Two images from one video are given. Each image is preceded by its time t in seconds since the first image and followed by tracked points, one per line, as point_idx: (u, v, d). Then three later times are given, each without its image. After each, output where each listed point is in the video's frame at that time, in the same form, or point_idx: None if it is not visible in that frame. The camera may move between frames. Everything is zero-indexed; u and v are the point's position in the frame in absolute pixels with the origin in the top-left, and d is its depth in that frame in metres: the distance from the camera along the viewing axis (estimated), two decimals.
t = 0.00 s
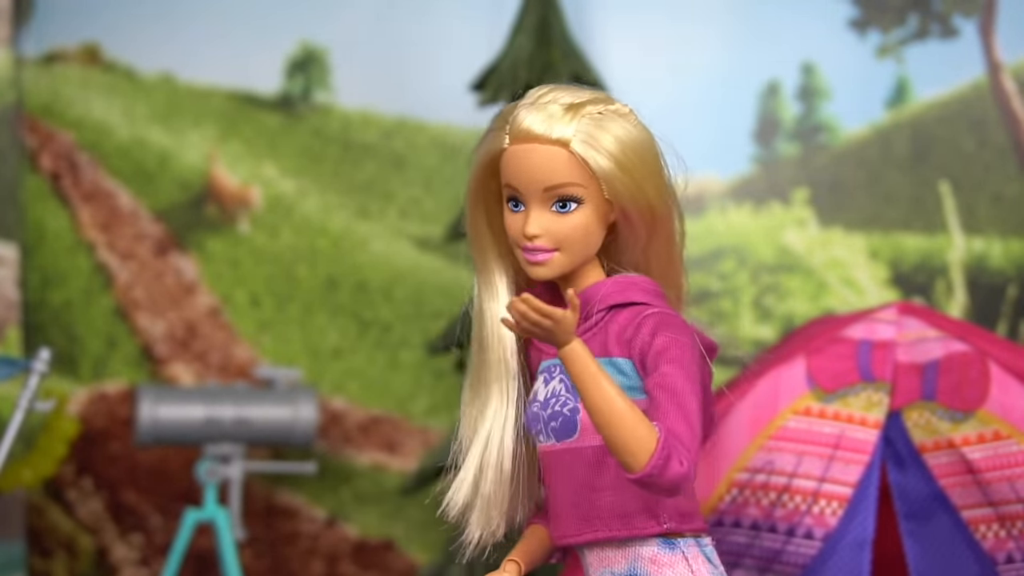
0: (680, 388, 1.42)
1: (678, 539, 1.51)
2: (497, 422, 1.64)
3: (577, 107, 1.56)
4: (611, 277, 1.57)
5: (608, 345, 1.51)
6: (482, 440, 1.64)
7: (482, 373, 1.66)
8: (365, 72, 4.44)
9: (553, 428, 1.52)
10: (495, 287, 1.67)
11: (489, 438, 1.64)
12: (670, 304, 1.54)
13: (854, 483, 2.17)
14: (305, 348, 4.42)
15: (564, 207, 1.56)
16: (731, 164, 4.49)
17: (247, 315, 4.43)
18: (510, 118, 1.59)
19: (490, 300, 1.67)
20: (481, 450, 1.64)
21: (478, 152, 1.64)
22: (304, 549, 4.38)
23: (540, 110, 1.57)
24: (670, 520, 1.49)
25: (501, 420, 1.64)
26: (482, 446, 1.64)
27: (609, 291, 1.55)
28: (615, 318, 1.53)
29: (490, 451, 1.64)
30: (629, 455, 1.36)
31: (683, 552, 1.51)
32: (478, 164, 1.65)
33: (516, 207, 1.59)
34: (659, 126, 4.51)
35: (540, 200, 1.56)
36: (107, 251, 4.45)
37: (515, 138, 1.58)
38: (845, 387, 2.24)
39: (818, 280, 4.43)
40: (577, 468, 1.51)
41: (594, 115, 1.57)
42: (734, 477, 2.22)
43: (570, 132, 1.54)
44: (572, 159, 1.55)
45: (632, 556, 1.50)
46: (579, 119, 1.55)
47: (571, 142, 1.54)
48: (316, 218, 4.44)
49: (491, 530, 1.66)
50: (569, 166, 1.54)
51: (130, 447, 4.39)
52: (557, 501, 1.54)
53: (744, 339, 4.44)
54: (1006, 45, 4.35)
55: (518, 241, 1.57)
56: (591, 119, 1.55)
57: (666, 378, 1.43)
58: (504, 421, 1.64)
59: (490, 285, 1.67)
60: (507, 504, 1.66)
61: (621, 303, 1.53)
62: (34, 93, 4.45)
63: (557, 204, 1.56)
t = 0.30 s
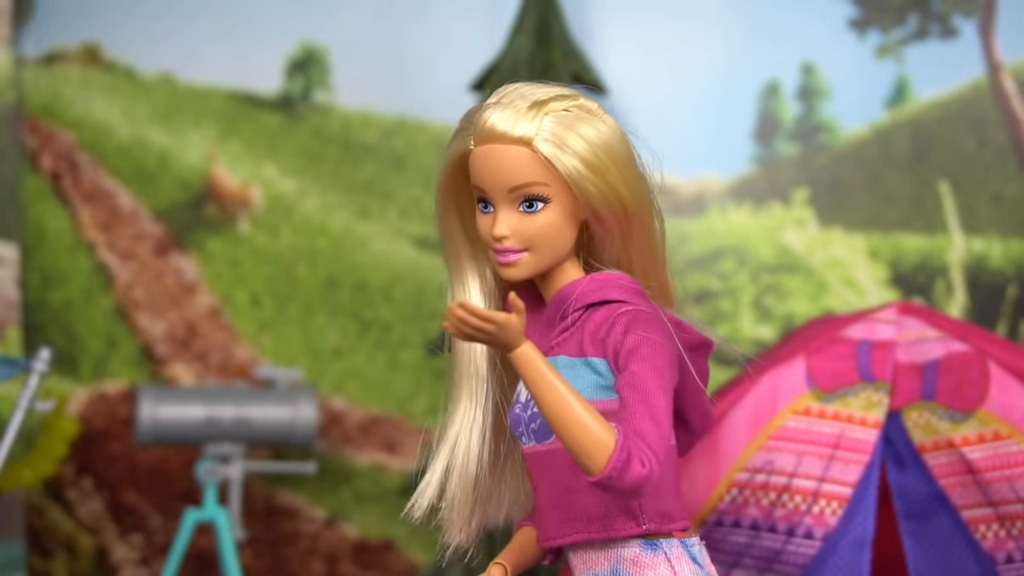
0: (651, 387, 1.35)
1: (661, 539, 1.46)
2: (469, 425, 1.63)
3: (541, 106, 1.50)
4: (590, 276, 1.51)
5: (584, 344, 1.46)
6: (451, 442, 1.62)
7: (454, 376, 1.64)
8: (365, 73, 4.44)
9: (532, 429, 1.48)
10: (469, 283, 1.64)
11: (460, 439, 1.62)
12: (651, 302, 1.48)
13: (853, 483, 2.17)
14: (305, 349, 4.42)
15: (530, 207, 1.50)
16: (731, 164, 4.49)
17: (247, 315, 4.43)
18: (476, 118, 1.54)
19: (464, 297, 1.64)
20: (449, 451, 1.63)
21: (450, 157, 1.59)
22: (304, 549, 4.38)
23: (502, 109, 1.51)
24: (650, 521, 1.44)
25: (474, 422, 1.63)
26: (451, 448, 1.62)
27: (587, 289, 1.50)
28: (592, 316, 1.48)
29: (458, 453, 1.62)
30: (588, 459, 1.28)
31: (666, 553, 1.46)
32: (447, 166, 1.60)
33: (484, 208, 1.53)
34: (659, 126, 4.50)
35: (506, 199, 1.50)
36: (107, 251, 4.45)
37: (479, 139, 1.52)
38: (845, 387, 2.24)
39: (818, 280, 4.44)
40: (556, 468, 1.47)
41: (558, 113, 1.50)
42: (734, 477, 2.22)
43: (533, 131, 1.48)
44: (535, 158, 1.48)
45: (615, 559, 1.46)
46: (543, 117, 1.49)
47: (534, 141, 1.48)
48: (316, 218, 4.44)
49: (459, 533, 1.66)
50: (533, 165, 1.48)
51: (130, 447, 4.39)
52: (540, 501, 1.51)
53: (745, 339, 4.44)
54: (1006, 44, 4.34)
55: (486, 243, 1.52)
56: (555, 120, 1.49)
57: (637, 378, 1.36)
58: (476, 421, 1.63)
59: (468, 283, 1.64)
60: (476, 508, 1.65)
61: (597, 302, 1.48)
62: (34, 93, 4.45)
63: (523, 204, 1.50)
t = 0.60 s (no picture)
0: (646, 387, 1.36)
1: (656, 540, 1.45)
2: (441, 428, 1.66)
3: (537, 103, 1.50)
4: (586, 275, 1.51)
5: (580, 342, 1.46)
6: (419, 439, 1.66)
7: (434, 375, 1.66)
8: (365, 73, 4.44)
9: (529, 429, 1.48)
10: (453, 277, 1.64)
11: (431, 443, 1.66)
12: (648, 303, 1.48)
13: (853, 483, 2.17)
14: (305, 348, 4.42)
15: (527, 205, 1.50)
16: (732, 164, 4.50)
17: (247, 315, 4.43)
18: (473, 115, 1.53)
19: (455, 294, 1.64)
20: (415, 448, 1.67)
21: (445, 157, 1.59)
22: (304, 549, 4.38)
23: (499, 105, 1.51)
24: (646, 522, 1.43)
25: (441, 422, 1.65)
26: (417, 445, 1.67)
27: (584, 288, 1.49)
28: (588, 315, 1.48)
29: (425, 445, 1.66)
30: (581, 459, 1.29)
31: (662, 554, 1.45)
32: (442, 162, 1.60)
33: (481, 206, 1.53)
34: (659, 125, 4.50)
35: (502, 197, 1.49)
36: (107, 251, 4.45)
37: (476, 135, 1.52)
38: (845, 387, 2.24)
39: (818, 280, 4.45)
40: (552, 470, 1.45)
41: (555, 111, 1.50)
42: (734, 477, 2.22)
43: (529, 129, 1.48)
44: (530, 154, 1.48)
45: (610, 560, 1.45)
46: (538, 115, 1.49)
47: (530, 138, 1.48)
48: (316, 218, 4.44)
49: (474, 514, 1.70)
50: (529, 162, 1.48)
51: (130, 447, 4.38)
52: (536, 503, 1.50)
53: (745, 339, 4.45)
54: (1005, 44, 4.35)
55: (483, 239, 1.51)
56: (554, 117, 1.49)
57: (632, 377, 1.37)
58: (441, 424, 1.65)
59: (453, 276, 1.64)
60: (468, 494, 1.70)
61: (596, 301, 1.48)
62: (34, 93, 4.44)
63: (520, 202, 1.50)
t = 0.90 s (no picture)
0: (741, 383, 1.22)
1: (697, 528, 1.27)
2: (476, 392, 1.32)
3: (630, 94, 1.27)
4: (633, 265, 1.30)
5: (642, 334, 1.25)
6: (430, 408, 1.32)
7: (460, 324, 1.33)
8: (367, 73, 4.48)
9: (578, 417, 1.23)
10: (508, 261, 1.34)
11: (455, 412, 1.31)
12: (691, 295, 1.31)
13: (853, 483, 2.17)
14: (303, 347, 4.41)
15: (612, 194, 1.28)
16: (732, 164, 4.53)
17: (247, 315, 4.43)
18: (553, 98, 1.29)
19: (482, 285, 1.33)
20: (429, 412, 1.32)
21: (523, 131, 1.30)
22: (304, 549, 4.38)
23: (587, 95, 1.27)
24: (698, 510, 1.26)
25: (468, 394, 1.32)
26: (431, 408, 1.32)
27: (640, 279, 1.28)
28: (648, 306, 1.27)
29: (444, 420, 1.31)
30: (727, 446, 1.20)
31: (702, 539, 1.27)
32: (506, 142, 1.32)
33: (558, 189, 1.29)
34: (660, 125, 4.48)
35: (590, 183, 1.27)
36: (107, 251, 4.43)
37: (563, 120, 1.27)
38: (845, 387, 2.25)
39: (818, 280, 4.49)
40: (607, 457, 1.23)
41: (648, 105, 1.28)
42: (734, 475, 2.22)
43: (627, 121, 1.26)
44: (626, 145, 1.27)
45: (654, 546, 1.24)
46: (634, 106, 1.27)
47: (630, 130, 1.26)
48: (315, 219, 4.46)
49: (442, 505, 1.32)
50: (625, 151, 1.26)
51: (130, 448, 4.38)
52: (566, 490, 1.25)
53: (745, 340, 4.45)
54: (1006, 44, 4.48)
55: (559, 226, 1.28)
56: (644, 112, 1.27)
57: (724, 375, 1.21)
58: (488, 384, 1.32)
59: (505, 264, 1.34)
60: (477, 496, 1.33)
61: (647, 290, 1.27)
62: (34, 92, 4.39)
63: (605, 190, 1.28)
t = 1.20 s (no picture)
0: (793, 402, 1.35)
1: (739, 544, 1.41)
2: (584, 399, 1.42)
3: (726, 131, 1.46)
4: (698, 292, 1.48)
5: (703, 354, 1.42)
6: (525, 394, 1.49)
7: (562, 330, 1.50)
8: (365, 73, 4.48)
9: (634, 427, 1.41)
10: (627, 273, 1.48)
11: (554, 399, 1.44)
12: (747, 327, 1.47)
13: (853, 483, 2.17)
14: (303, 348, 4.41)
15: (698, 216, 1.46)
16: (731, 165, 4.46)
17: (247, 315, 4.43)
18: (650, 127, 1.46)
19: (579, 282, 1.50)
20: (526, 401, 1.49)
21: (620, 151, 1.46)
22: (304, 549, 4.37)
23: (687, 124, 1.45)
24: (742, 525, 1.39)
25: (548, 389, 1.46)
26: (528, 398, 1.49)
27: (702, 304, 1.45)
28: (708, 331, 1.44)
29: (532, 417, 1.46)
30: (778, 450, 1.35)
31: (743, 556, 1.40)
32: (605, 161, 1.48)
33: (646, 206, 1.47)
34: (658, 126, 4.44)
35: (678, 204, 1.45)
36: (107, 251, 4.43)
37: (660, 143, 1.45)
38: (844, 387, 2.24)
39: (818, 279, 4.51)
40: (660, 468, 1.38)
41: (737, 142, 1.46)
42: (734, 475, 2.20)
43: (722, 150, 1.44)
44: (718, 171, 1.45)
45: (697, 557, 1.38)
46: (728, 142, 1.45)
47: (722, 159, 1.44)
48: (315, 219, 4.46)
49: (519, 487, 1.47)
50: (716, 178, 1.44)
51: (130, 448, 4.39)
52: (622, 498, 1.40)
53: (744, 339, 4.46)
54: (1006, 45, 4.54)
55: (643, 239, 1.46)
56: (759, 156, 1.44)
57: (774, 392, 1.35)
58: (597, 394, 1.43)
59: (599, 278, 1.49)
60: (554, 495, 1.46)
61: (712, 317, 1.44)
62: (34, 93, 4.42)
63: (692, 211, 1.46)
